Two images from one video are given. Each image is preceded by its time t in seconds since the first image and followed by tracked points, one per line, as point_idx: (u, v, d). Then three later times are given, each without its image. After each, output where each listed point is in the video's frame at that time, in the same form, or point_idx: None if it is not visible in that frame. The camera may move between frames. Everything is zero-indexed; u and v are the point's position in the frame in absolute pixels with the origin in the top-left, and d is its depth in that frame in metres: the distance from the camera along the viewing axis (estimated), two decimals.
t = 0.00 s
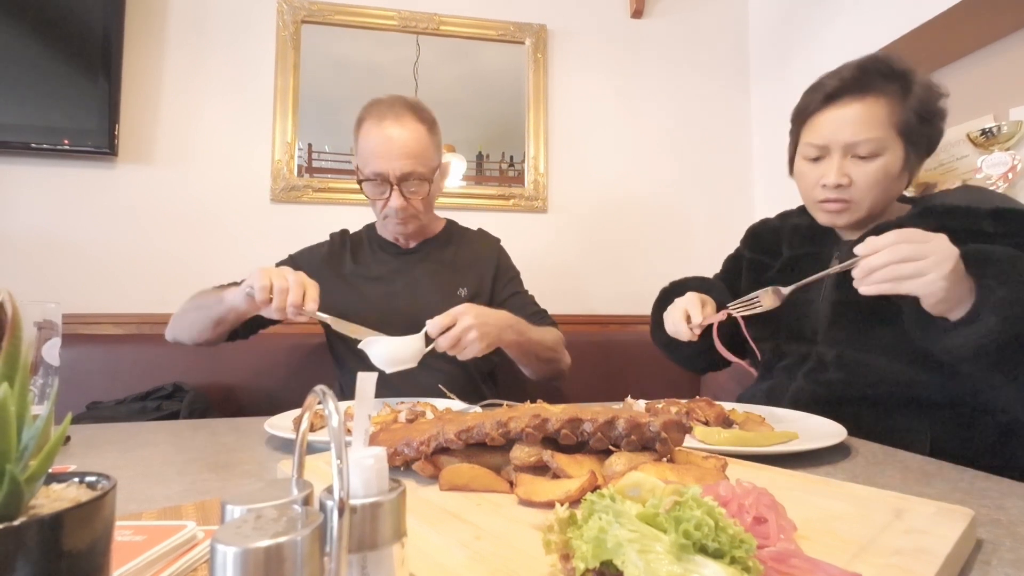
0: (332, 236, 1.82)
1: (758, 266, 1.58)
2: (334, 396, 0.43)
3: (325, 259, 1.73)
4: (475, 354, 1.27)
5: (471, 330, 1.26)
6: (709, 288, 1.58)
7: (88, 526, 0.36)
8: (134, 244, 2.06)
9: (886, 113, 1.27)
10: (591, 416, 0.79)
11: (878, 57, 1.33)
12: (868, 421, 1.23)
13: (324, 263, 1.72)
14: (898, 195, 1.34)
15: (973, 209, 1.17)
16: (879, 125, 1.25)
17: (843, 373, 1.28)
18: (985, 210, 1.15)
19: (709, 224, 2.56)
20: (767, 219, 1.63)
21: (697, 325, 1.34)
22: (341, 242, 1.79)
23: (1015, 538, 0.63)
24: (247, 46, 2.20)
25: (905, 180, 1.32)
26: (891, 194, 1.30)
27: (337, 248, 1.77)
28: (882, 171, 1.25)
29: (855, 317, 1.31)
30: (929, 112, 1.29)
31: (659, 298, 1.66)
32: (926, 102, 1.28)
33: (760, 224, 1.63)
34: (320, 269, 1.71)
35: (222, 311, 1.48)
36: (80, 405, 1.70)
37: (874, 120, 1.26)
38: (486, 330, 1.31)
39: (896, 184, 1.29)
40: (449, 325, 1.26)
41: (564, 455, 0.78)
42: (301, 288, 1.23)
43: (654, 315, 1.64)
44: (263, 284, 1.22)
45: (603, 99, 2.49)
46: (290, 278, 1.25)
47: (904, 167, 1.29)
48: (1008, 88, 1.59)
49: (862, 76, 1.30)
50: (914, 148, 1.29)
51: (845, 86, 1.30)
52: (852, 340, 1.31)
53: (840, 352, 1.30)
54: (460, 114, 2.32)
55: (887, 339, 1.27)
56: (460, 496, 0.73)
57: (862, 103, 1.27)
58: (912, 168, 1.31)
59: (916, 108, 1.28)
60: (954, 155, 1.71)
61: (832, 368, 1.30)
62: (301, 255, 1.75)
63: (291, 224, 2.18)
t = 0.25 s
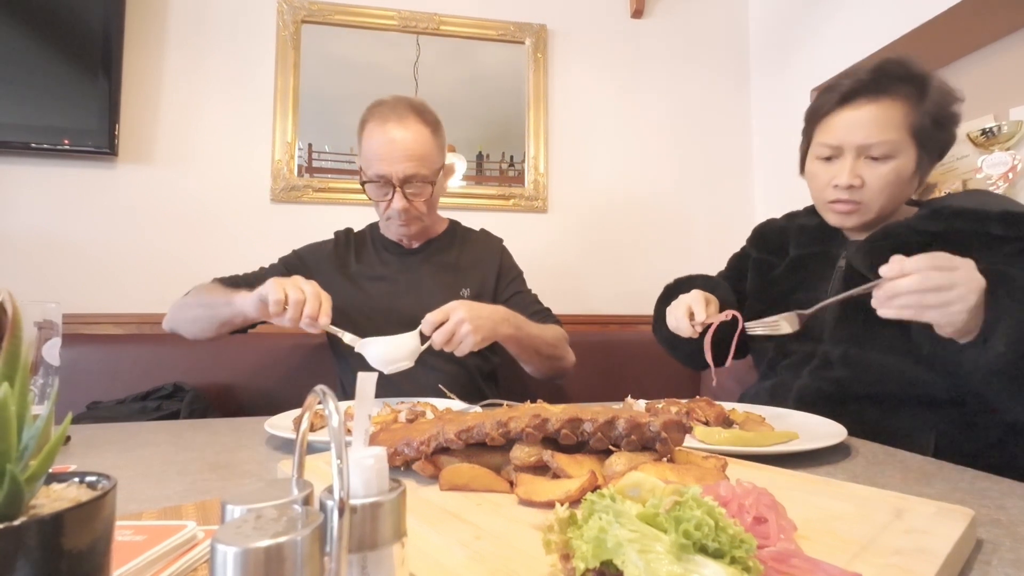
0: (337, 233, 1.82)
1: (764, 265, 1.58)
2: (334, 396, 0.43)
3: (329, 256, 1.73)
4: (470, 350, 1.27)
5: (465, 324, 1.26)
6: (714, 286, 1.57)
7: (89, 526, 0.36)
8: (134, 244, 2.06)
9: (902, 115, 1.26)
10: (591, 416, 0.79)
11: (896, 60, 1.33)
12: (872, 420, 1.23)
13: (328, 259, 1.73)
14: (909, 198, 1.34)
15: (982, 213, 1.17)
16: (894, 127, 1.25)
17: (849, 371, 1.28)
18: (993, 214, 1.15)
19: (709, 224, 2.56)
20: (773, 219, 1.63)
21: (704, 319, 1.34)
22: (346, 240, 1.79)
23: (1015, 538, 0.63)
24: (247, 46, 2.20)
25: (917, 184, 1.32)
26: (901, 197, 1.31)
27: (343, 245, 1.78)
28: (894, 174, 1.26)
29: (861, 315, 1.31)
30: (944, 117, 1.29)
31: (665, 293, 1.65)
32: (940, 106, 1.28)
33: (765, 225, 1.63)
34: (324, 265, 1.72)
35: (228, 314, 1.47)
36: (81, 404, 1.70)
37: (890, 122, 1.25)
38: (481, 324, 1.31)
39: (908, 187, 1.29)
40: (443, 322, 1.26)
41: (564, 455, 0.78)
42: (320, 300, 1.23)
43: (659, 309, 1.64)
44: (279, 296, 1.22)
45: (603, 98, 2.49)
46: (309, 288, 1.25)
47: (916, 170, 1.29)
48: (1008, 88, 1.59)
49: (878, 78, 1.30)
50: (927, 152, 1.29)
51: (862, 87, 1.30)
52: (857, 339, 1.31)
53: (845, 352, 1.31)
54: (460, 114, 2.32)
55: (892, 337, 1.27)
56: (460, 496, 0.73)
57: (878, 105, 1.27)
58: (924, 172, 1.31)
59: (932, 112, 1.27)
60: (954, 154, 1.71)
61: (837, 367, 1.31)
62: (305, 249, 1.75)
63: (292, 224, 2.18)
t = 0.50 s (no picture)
0: (336, 234, 1.82)
1: (768, 262, 1.57)
2: (335, 396, 0.43)
3: (331, 257, 1.74)
4: (470, 348, 1.27)
5: (464, 321, 1.26)
6: (717, 277, 1.57)
7: (89, 526, 0.36)
8: (135, 244, 2.06)
9: (916, 113, 1.26)
10: (591, 416, 0.79)
11: (914, 57, 1.32)
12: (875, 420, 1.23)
13: (330, 260, 1.73)
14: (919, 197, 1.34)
15: (987, 215, 1.18)
16: (907, 124, 1.25)
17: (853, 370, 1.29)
18: (999, 217, 1.17)
19: (710, 225, 2.56)
20: (780, 217, 1.63)
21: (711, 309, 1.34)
22: (346, 241, 1.79)
23: (1015, 538, 0.63)
24: (247, 46, 2.20)
25: (927, 183, 1.32)
26: (910, 195, 1.31)
27: (343, 246, 1.78)
28: (905, 171, 1.26)
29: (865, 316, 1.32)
30: (959, 116, 1.29)
31: (668, 281, 1.65)
32: (956, 105, 1.28)
33: (771, 222, 1.63)
34: (326, 266, 1.72)
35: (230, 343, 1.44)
36: (81, 404, 1.70)
37: (904, 119, 1.25)
38: (479, 321, 1.31)
39: (918, 186, 1.30)
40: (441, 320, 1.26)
41: (564, 455, 0.78)
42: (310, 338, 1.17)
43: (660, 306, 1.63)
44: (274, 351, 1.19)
45: (603, 98, 2.49)
46: (294, 328, 1.17)
47: (928, 168, 1.29)
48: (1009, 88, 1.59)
49: (895, 73, 1.29)
50: (940, 151, 1.29)
51: (879, 82, 1.29)
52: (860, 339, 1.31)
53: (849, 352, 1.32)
54: (461, 114, 2.31)
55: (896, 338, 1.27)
56: (460, 496, 0.73)
57: (892, 102, 1.27)
58: (936, 170, 1.31)
59: (947, 111, 1.27)
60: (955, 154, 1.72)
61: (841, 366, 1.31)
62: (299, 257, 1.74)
63: (292, 224, 2.18)
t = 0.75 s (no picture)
0: (332, 237, 1.83)
1: (769, 261, 1.58)
2: (335, 396, 0.43)
3: (328, 259, 1.74)
4: (472, 352, 1.26)
5: (464, 324, 1.24)
6: (713, 282, 1.57)
7: (89, 526, 0.36)
8: (135, 244, 2.07)
9: (916, 111, 1.26)
10: (591, 416, 0.79)
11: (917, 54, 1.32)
12: (877, 420, 1.24)
13: (327, 262, 1.74)
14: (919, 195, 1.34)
15: (990, 215, 1.18)
16: (907, 123, 1.25)
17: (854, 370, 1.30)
18: (1002, 217, 1.16)
19: (710, 225, 2.56)
20: (782, 216, 1.64)
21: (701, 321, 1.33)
22: (343, 242, 1.80)
23: (1015, 538, 0.63)
24: (247, 46, 2.20)
25: (928, 182, 1.32)
26: (910, 194, 1.31)
27: (341, 248, 1.78)
28: (905, 170, 1.26)
29: (866, 315, 1.32)
30: (961, 113, 1.28)
31: (665, 286, 1.65)
32: (958, 103, 1.27)
33: (775, 219, 1.64)
34: (322, 269, 1.73)
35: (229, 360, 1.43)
36: (81, 404, 1.71)
37: (904, 117, 1.25)
38: (479, 324, 1.31)
39: (918, 184, 1.29)
40: (442, 325, 1.26)
41: (564, 455, 0.78)
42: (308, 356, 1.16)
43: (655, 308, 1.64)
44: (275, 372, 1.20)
45: (603, 98, 2.49)
46: (289, 349, 1.16)
47: (928, 167, 1.29)
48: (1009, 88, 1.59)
49: (896, 71, 1.29)
50: (941, 149, 1.28)
51: (880, 79, 1.28)
52: (861, 339, 1.31)
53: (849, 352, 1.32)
54: (461, 114, 2.31)
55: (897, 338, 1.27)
56: (460, 496, 0.73)
57: (892, 100, 1.26)
58: (937, 168, 1.31)
59: (949, 109, 1.27)
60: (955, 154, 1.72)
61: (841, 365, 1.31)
62: (294, 263, 1.75)
63: (292, 223, 2.18)
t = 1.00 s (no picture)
0: (331, 237, 1.82)
1: (766, 263, 1.58)
2: (335, 396, 0.43)
3: (326, 260, 1.74)
4: (476, 352, 1.26)
5: (467, 325, 1.25)
6: (708, 302, 1.57)
7: (90, 525, 0.36)
8: (135, 244, 2.07)
9: (911, 111, 1.26)
10: (591, 416, 0.79)
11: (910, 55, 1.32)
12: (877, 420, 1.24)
13: (327, 263, 1.74)
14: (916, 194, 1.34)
15: (989, 214, 1.17)
16: (902, 123, 1.25)
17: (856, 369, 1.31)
18: (1001, 215, 1.15)
19: (710, 225, 2.56)
20: (776, 217, 1.64)
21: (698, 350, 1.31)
22: (341, 242, 1.80)
23: (1015, 538, 0.63)
24: (247, 45, 2.20)
25: (923, 182, 1.32)
26: (906, 194, 1.31)
27: (338, 249, 1.78)
28: (900, 170, 1.26)
29: (865, 316, 1.32)
30: (955, 112, 1.28)
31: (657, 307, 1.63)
32: (952, 101, 1.27)
33: (770, 221, 1.64)
34: (321, 271, 1.72)
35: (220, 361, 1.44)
36: (81, 404, 1.71)
37: (898, 118, 1.25)
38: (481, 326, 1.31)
39: (914, 184, 1.30)
40: (444, 327, 1.26)
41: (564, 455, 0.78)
42: (295, 358, 1.16)
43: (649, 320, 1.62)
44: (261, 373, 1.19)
45: (603, 98, 2.49)
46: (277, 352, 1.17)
47: (923, 166, 1.29)
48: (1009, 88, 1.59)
49: (889, 72, 1.29)
50: (936, 148, 1.28)
51: (874, 80, 1.29)
52: (861, 339, 1.31)
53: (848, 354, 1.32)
54: (461, 114, 2.31)
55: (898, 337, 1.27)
56: (460, 496, 0.73)
57: (885, 101, 1.26)
58: (932, 168, 1.31)
59: (943, 109, 1.27)
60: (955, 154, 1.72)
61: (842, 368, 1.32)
62: (291, 264, 1.75)
63: (292, 223, 2.18)
